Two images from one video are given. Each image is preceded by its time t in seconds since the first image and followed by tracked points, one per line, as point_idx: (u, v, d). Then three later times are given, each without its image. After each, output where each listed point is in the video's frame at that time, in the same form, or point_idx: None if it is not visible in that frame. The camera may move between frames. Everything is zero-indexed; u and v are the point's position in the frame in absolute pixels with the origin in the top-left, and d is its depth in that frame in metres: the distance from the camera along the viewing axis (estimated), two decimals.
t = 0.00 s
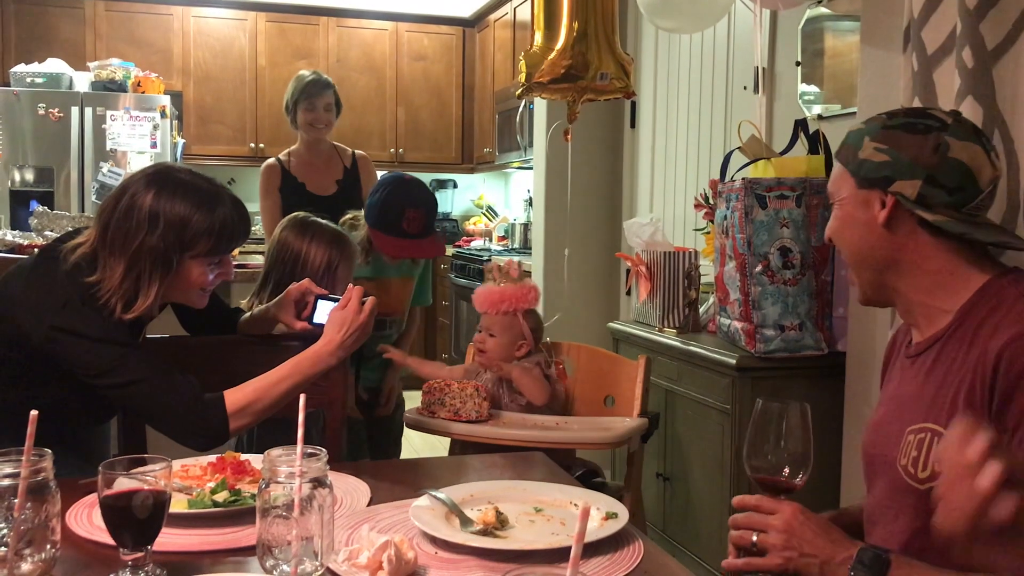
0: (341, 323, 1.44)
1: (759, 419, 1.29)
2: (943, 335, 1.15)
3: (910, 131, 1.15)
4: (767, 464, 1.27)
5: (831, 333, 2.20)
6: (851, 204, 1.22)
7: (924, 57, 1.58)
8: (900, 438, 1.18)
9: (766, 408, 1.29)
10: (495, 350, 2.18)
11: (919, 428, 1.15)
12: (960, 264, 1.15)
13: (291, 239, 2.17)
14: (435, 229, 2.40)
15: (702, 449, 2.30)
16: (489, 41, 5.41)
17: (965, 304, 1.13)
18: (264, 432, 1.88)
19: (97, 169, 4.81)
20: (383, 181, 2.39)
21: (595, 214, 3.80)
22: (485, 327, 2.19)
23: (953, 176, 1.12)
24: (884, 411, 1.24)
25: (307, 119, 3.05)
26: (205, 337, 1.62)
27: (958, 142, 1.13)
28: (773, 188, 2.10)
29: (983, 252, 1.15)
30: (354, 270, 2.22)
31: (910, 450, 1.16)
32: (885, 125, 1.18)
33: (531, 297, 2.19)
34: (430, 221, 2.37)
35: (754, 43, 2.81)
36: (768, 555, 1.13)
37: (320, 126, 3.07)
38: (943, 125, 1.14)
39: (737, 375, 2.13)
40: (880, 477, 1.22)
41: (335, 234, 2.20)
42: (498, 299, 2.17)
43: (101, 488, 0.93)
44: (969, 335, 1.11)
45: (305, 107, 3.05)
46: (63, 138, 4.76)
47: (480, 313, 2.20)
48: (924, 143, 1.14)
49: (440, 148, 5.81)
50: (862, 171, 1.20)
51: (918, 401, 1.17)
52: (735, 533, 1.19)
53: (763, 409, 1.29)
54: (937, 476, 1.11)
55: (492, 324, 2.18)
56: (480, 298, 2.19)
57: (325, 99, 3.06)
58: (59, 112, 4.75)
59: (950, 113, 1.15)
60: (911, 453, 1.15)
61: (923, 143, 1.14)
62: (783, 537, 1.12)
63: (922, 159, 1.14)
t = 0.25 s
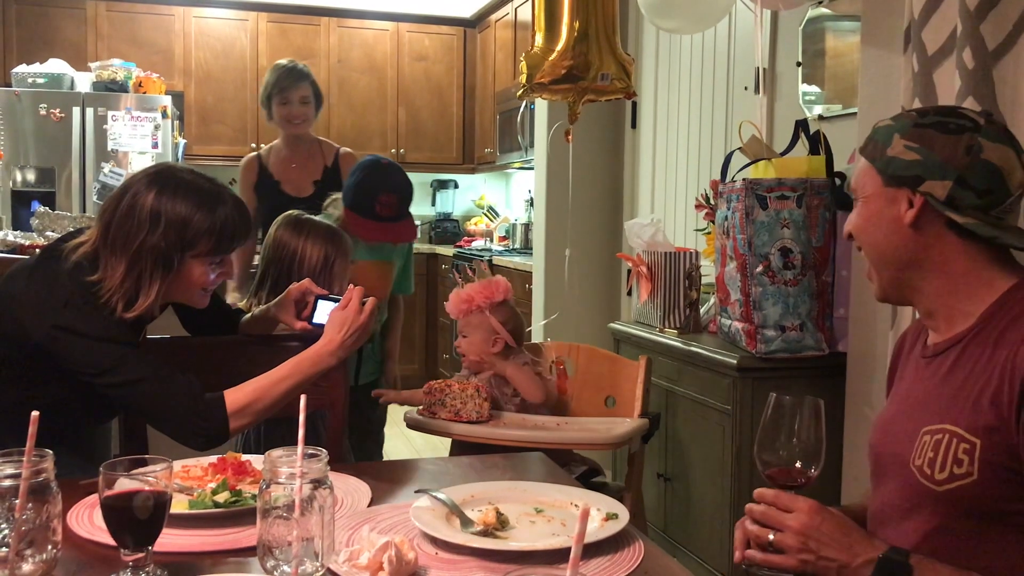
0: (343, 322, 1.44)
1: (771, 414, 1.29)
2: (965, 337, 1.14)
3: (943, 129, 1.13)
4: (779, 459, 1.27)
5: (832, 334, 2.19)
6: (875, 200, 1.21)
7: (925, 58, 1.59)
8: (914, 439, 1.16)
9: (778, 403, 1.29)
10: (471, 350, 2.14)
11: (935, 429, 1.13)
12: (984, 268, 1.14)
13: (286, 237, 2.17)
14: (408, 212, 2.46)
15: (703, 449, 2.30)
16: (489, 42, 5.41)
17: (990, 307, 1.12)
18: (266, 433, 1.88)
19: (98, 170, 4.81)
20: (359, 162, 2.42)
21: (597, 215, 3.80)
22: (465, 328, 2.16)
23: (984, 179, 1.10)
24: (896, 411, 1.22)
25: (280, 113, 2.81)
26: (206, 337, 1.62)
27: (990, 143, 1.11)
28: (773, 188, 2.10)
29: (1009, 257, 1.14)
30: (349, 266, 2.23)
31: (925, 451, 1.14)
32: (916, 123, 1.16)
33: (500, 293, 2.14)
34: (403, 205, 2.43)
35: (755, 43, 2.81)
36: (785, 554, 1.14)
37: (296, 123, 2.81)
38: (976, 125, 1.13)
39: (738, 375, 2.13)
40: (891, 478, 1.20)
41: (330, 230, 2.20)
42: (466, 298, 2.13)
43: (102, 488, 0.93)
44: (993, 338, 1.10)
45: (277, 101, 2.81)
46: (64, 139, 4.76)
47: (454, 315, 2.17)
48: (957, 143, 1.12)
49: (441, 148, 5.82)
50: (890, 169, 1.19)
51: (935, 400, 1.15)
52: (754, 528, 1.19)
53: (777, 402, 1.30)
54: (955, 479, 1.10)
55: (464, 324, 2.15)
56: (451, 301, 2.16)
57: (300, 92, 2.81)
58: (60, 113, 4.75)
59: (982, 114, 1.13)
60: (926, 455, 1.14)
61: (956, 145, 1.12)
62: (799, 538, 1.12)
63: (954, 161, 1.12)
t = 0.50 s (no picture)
0: (343, 325, 1.44)
1: (771, 415, 1.29)
2: (969, 336, 1.14)
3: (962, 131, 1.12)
4: (780, 462, 1.27)
5: (834, 334, 2.20)
6: (886, 197, 1.20)
7: (926, 59, 1.59)
8: (914, 437, 1.16)
9: (779, 404, 1.28)
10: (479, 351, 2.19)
11: (935, 426, 1.13)
12: (992, 269, 1.14)
13: (289, 238, 2.16)
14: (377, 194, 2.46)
15: (704, 449, 2.30)
16: (491, 43, 5.41)
17: (994, 308, 1.12)
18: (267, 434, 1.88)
19: (100, 171, 4.82)
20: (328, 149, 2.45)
21: (598, 216, 3.80)
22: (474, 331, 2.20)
23: (997, 184, 1.10)
24: (895, 407, 1.23)
25: (235, 118, 2.73)
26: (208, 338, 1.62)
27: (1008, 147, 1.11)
28: (775, 189, 2.10)
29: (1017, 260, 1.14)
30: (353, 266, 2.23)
31: (925, 449, 1.14)
32: (934, 121, 1.14)
33: (512, 297, 2.17)
34: (371, 186, 2.43)
35: (756, 44, 2.81)
36: (791, 556, 1.14)
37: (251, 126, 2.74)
38: (993, 128, 1.11)
39: (739, 376, 2.13)
40: (890, 475, 1.20)
41: (333, 231, 2.20)
42: (475, 300, 2.17)
43: (105, 489, 0.93)
44: (997, 339, 1.10)
45: (230, 107, 2.72)
46: (66, 139, 4.77)
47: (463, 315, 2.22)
48: (974, 146, 1.11)
49: (443, 149, 5.82)
50: (905, 168, 1.17)
51: (936, 398, 1.15)
52: (760, 530, 1.19)
53: (777, 404, 1.29)
54: (955, 478, 1.10)
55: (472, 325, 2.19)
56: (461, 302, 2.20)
57: (253, 93, 2.72)
58: (62, 114, 4.76)
59: (1000, 115, 1.12)
60: (926, 452, 1.14)
61: (973, 147, 1.11)
62: (806, 542, 1.12)
63: (969, 163, 1.11)
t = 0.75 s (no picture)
0: (345, 327, 1.44)
1: (765, 405, 1.29)
2: (971, 334, 1.14)
3: (992, 138, 1.12)
4: (778, 451, 1.27)
5: (835, 336, 2.19)
6: (930, 194, 1.16)
7: (927, 60, 1.59)
8: (913, 433, 1.16)
9: (772, 392, 1.29)
10: (503, 354, 2.15)
11: (933, 423, 1.13)
12: (1000, 268, 1.15)
13: (293, 239, 2.16)
14: (347, 173, 2.49)
15: (706, 450, 2.29)
16: (492, 44, 5.41)
17: (997, 307, 1.13)
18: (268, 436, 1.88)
19: (102, 172, 4.82)
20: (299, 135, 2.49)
21: (599, 217, 3.80)
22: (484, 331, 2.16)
23: None
24: (894, 405, 1.23)
25: (203, 125, 2.51)
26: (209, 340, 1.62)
27: None
28: (776, 191, 2.10)
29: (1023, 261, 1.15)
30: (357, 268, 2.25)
31: (923, 445, 1.14)
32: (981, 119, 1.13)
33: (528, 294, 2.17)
34: (343, 165, 2.47)
35: (757, 45, 2.81)
36: (791, 543, 1.14)
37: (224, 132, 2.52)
38: None
39: (740, 378, 2.13)
40: (889, 472, 1.20)
41: (337, 233, 2.20)
42: (500, 301, 2.13)
43: (106, 490, 0.93)
44: (999, 337, 1.10)
45: (200, 112, 2.50)
46: (68, 141, 4.77)
47: (478, 318, 2.15)
48: None
49: (444, 150, 5.82)
50: (954, 164, 1.14)
51: (937, 395, 1.15)
52: (762, 518, 1.22)
53: (769, 394, 1.29)
54: (953, 474, 1.09)
55: (497, 326, 2.15)
56: (477, 305, 2.14)
57: (224, 100, 2.51)
58: (64, 115, 4.77)
59: None
60: (924, 448, 1.13)
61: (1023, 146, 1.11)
62: (806, 529, 1.13)
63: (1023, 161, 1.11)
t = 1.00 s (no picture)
0: (345, 329, 1.44)
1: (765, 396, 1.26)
2: (978, 338, 1.14)
3: (987, 142, 1.11)
4: (781, 444, 1.24)
5: (836, 337, 2.19)
6: (919, 202, 1.16)
7: (927, 62, 1.60)
8: (919, 437, 1.16)
9: (773, 381, 1.27)
10: (520, 359, 2.12)
11: (940, 427, 1.13)
12: (1004, 274, 1.15)
13: (299, 242, 2.16)
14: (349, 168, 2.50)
15: (706, 451, 2.29)
16: (493, 46, 5.42)
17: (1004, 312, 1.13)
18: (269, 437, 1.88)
19: (103, 174, 4.82)
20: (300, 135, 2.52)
21: (600, 218, 3.80)
22: (499, 335, 2.13)
23: None
24: (898, 407, 1.23)
25: (210, 129, 2.41)
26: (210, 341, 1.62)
27: None
28: (777, 193, 2.10)
29: None
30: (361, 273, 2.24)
31: (929, 449, 1.14)
32: (970, 125, 1.13)
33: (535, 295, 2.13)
34: (343, 159, 2.48)
35: (758, 47, 2.81)
36: (794, 541, 1.13)
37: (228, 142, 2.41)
38: None
39: (742, 379, 2.13)
40: (892, 475, 1.20)
41: (343, 236, 2.21)
42: (517, 305, 2.10)
43: (107, 492, 0.92)
44: (1006, 343, 1.10)
45: (211, 113, 2.39)
46: (69, 142, 4.78)
47: (491, 322, 2.11)
48: (1017, 148, 1.10)
49: (444, 152, 5.82)
50: (943, 173, 1.14)
51: (942, 399, 1.15)
52: (766, 511, 1.18)
53: (770, 384, 1.26)
54: (960, 479, 1.09)
55: (513, 331, 2.12)
56: (490, 310, 2.09)
57: (238, 105, 2.43)
58: (65, 117, 4.77)
59: None
60: (930, 453, 1.13)
61: (1015, 150, 1.10)
62: (812, 527, 1.12)
63: (1015, 166, 1.10)
